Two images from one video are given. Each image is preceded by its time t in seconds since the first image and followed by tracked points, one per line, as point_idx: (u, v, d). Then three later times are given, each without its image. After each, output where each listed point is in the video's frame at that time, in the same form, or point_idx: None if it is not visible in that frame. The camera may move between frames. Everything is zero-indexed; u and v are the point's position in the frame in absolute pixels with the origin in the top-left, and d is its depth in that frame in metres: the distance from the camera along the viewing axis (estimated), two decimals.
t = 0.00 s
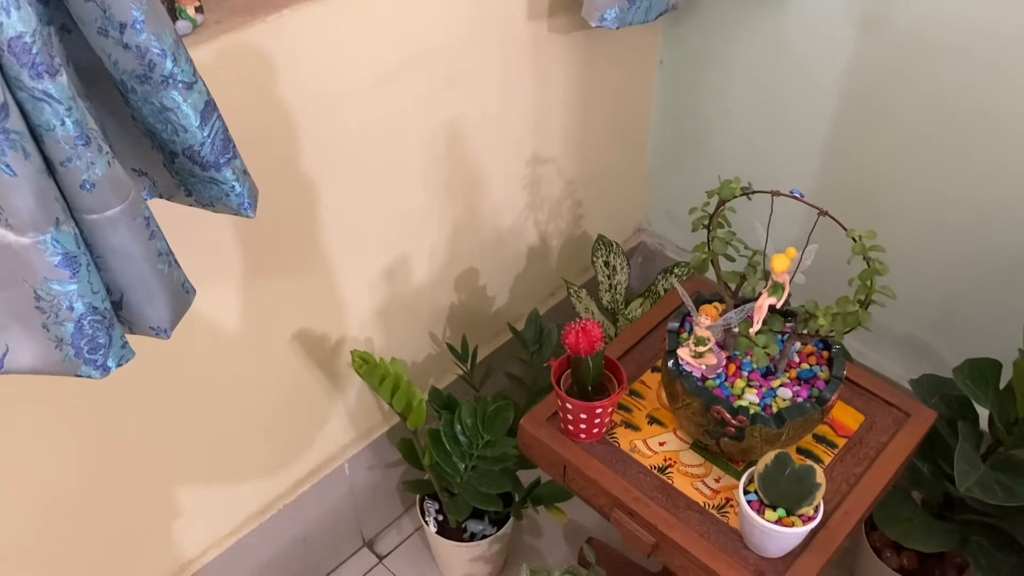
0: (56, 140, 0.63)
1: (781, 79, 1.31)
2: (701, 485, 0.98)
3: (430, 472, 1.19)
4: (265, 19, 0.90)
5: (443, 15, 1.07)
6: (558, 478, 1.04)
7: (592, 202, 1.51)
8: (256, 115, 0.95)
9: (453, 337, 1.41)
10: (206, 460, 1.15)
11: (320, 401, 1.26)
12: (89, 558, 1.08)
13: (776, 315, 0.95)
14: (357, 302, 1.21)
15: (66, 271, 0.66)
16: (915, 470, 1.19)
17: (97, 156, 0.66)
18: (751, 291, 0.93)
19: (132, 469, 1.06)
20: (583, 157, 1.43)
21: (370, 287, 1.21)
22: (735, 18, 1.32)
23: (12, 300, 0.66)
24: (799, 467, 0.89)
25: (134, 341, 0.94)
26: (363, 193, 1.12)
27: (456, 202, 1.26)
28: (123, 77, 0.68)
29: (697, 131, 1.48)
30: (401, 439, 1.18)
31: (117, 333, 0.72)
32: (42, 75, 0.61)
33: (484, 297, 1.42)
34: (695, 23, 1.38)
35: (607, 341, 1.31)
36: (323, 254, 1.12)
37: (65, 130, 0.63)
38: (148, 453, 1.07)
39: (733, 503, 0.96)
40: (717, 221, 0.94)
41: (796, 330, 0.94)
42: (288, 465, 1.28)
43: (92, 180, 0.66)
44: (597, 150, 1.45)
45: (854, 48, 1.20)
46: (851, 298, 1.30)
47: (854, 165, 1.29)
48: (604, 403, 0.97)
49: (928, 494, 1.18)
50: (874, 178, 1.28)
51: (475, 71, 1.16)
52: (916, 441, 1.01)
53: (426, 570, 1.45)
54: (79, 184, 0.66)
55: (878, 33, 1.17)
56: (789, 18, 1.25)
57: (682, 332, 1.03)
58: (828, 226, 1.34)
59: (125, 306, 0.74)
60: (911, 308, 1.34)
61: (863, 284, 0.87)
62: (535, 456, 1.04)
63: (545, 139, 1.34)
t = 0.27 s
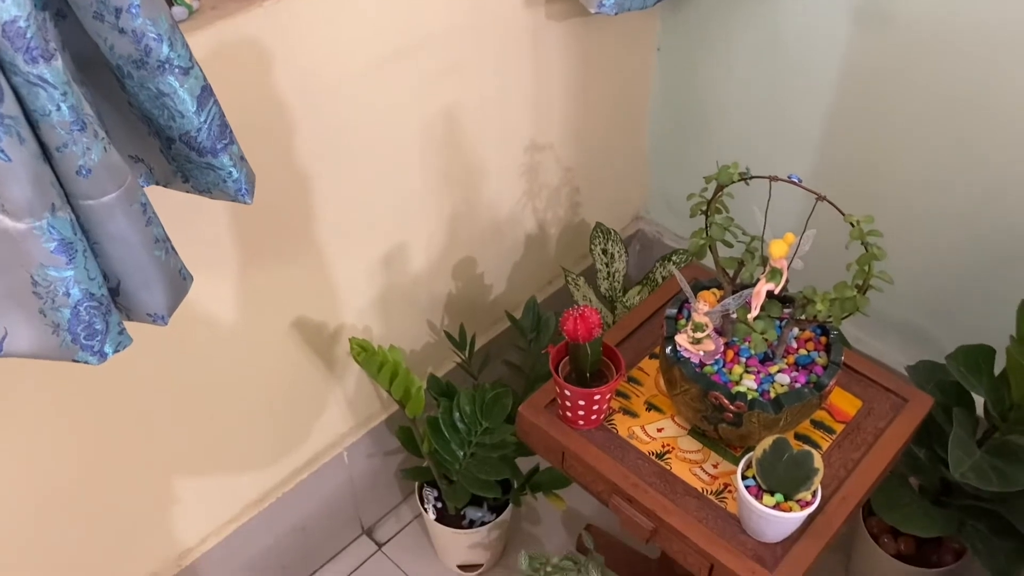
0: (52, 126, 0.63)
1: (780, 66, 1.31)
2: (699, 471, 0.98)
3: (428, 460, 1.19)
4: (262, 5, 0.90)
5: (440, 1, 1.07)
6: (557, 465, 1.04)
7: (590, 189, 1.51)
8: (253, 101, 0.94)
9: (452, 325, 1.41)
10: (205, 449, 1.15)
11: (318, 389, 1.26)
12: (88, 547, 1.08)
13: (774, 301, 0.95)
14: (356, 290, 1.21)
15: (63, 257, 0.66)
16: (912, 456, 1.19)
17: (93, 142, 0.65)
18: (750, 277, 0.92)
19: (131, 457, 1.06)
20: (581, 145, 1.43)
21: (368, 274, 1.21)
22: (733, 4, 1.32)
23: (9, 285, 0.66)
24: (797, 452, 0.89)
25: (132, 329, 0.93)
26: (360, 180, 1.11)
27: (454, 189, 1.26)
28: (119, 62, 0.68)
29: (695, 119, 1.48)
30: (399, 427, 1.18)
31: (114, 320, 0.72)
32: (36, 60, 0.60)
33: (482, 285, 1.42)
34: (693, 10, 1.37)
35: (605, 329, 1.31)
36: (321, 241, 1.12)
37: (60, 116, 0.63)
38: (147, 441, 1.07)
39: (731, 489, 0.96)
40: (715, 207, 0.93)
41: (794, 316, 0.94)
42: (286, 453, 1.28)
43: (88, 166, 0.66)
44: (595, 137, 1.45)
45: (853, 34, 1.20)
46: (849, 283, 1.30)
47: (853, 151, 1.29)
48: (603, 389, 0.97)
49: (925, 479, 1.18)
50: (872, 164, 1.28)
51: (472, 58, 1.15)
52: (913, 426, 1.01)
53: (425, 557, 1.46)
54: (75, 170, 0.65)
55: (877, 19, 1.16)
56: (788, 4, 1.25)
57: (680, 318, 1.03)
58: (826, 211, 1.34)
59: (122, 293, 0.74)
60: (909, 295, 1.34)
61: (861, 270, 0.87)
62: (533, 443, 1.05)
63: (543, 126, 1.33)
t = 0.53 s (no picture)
0: (49, 109, 0.62)
1: (778, 53, 1.30)
2: (697, 456, 0.98)
3: (427, 447, 1.19)
4: None
5: None
6: (555, 451, 1.05)
7: (588, 177, 1.51)
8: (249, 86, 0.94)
9: (450, 312, 1.41)
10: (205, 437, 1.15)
11: (317, 376, 1.26)
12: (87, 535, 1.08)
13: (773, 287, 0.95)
14: (354, 278, 1.21)
15: (60, 242, 0.65)
16: (910, 441, 1.19)
17: (90, 126, 0.65)
18: (749, 262, 0.92)
19: (130, 445, 1.06)
20: (578, 132, 1.43)
21: (366, 262, 1.21)
22: None
23: (8, 270, 0.65)
24: (796, 437, 0.89)
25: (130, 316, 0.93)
26: (358, 167, 1.11)
27: (452, 177, 1.25)
28: (115, 47, 0.67)
29: (693, 106, 1.47)
30: (398, 415, 1.19)
31: (113, 306, 0.71)
32: (32, 44, 0.59)
33: (480, 273, 1.42)
34: None
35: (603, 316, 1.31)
36: (319, 229, 1.12)
37: (57, 100, 0.62)
38: (147, 429, 1.06)
39: (730, 474, 0.97)
40: (713, 193, 0.93)
41: (792, 301, 0.94)
42: (285, 441, 1.28)
43: (85, 151, 0.65)
44: (593, 124, 1.44)
45: (851, 20, 1.20)
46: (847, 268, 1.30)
47: (851, 138, 1.29)
48: (601, 375, 0.97)
49: (923, 464, 1.19)
50: (870, 151, 1.28)
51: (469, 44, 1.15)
52: (911, 412, 1.01)
53: (425, 544, 1.46)
54: (72, 154, 0.65)
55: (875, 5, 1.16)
56: None
57: (678, 304, 1.02)
58: (825, 194, 1.34)
59: (120, 278, 0.74)
60: (906, 282, 1.34)
61: (859, 254, 0.87)
62: (532, 430, 1.05)
63: (541, 113, 1.33)
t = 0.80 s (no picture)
0: (44, 95, 0.61)
1: (776, 39, 1.30)
2: (696, 442, 0.99)
3: (426, 435, 1.20)
4: None
5: None
6: (554, 438, 1.05)
7: (586, 165, 1.51)
8: (246, 71, 0.94)
9: (448, 300, 1.41)
10: (203, 425, 1.15)
11: (315, 364, 1.26)
12: (86, 524, 1.08)
13: (770, 272, 0.95)
14: (352, 266, 1.21)
15: (58, 229, 0.64)
16: (908, 427, 1.20)
17: (86, 112, 0.64)
18: (746, 248, 0.92)
19: (128, 434, 1.06)
20: (576, 119, 1.42)
21: (364, 250, 1.21)
22: None
23: (4, 258, 0.64)
24: (794, 422, 0.89)
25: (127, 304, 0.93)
26: (355, 155, 1.11)
27: (450, 164, 1.25)
28: (110, 33, 0.67)
29: (691, 93, 1.47)
30: (397, 403, 1.19)
31: (111, 294, 0.71)
32: (27, 29, 0.59)
33: (478, 261, 1.41)
34: None
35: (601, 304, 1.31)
36: (317, 216, 1.11)
37: (52, 85, 0.61)
38: (145, 418, 1.06)
39: (728, 460, 0.97)
40: (711, 178, 0.93)
41: (791, 287, 0.94)
42: (284, 429, 1.28)
43: (81, 137, 0.64)
44: (590, 112, 1.44)
45: (849, 5, 1.19)
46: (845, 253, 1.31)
47: (849, 124, 1.29)
48: (600, 362, 0.97)
49: (920, 450, 1.19)
50: (868, 138, 1.27)
51: (466, 31, 1.14)
52: (909, 397, 1.02)
53: (424, 532, 1.47)
54: (68, 141, 0.64)
55: None
56: None
57: (677, 291, 1.03)
58: (823, 179, 1.34)
59: (117, 265, 0.74)
60: (904, 268, 1.35)
61: (857, 240, 0.87)
62: (530, 417, 1.05)
63: (538, 100, 1.33)
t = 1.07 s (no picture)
0: (39, 81, 0.60)
1: (775, 25, 1.29)
2: (694, 429, 0.99)
3: (425, 422, 1.20)
4: None
5: None
6: (553, 425, 1.05)
7: (583, 152, 1.50)
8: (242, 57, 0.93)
9: (446, 288, 1.40)
10: (201, 414, 1.15)
11: (313, 352, 1.26)
12: (85, 513, 1.08)
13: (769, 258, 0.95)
14: (349, 253, 1.20)
15: (54, 216, 0.64)
16: (906, 413, 1.20)
17: (82, 99, 0.63)
18: (745, 234, 0.92)
19: (126, 423, 1.05)
20: (573, 106, 1.42)
21: (361, 237, 1.21)
22: None
23: None
24: (792, 408, 0.89)
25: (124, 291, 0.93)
26: (352, 142, 1.10)
27: (447, 151, 1.25)
28: (104, 19, 0.66)
29: (689, 80, 1.46)
30: (395, 391, 1.19)
31: (108, 281, 0.70)
32: (21, 14, 0.58)
33: (475, 248, 1.41)
34: None
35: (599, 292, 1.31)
36: (314, 203, 1.11)
37: (47, 71, 0.60)
38: (143, 406, 1.06)
39: (726, 446, 0.97)
40: (709, 164, 0.93)
41: (789, 273, 0.94)
42: (282, 417, 1.28)
43: (77, 124, 0.64)
44: (587, 98, 1.43)
45: None
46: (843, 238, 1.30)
47: (848, 110, 1.28)
48: (598, 349, 0.97)
49: (918, 436, 1.19)
50: (867, 124, 1.27)
51: (463, 16, 1.14)
52: (907, 383, 1.02)
53: (422, 519, 1.47)
54: (63, 127, 0.63)
55: None
56: None
57: (675, 278, 1.02)
58: (822, 166, 1.34)
59: (114, 253, 0.73)
60: (901, 254, 1.35)
61: (856, 225, 0.87)
62: (529, 404, 1.05)
63: (536, 86, 1.32)
